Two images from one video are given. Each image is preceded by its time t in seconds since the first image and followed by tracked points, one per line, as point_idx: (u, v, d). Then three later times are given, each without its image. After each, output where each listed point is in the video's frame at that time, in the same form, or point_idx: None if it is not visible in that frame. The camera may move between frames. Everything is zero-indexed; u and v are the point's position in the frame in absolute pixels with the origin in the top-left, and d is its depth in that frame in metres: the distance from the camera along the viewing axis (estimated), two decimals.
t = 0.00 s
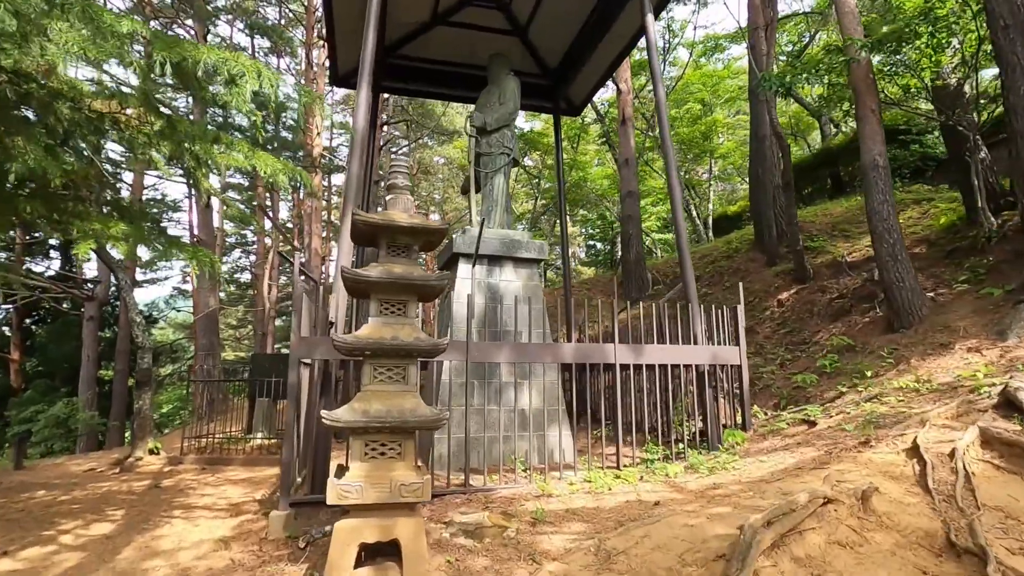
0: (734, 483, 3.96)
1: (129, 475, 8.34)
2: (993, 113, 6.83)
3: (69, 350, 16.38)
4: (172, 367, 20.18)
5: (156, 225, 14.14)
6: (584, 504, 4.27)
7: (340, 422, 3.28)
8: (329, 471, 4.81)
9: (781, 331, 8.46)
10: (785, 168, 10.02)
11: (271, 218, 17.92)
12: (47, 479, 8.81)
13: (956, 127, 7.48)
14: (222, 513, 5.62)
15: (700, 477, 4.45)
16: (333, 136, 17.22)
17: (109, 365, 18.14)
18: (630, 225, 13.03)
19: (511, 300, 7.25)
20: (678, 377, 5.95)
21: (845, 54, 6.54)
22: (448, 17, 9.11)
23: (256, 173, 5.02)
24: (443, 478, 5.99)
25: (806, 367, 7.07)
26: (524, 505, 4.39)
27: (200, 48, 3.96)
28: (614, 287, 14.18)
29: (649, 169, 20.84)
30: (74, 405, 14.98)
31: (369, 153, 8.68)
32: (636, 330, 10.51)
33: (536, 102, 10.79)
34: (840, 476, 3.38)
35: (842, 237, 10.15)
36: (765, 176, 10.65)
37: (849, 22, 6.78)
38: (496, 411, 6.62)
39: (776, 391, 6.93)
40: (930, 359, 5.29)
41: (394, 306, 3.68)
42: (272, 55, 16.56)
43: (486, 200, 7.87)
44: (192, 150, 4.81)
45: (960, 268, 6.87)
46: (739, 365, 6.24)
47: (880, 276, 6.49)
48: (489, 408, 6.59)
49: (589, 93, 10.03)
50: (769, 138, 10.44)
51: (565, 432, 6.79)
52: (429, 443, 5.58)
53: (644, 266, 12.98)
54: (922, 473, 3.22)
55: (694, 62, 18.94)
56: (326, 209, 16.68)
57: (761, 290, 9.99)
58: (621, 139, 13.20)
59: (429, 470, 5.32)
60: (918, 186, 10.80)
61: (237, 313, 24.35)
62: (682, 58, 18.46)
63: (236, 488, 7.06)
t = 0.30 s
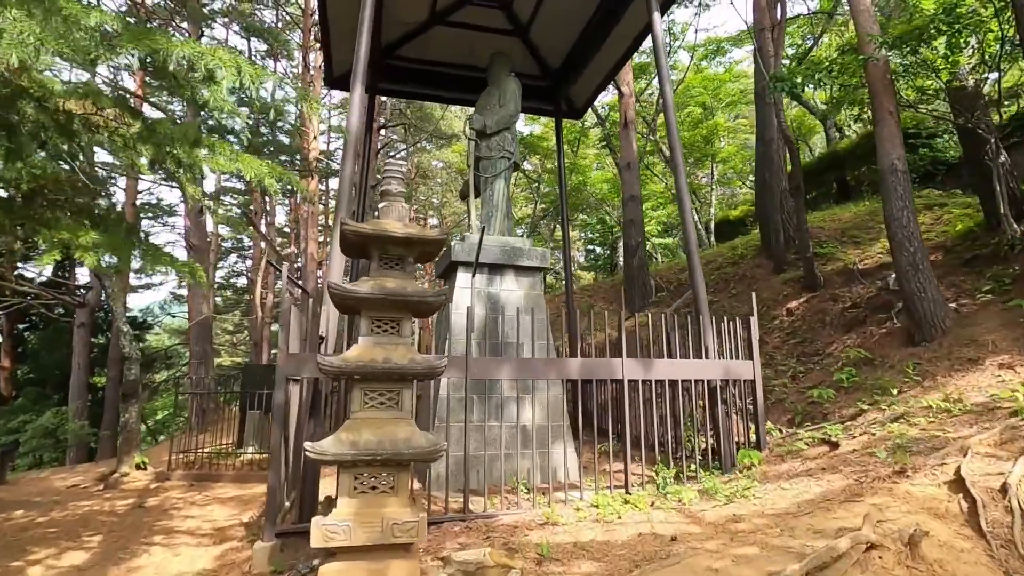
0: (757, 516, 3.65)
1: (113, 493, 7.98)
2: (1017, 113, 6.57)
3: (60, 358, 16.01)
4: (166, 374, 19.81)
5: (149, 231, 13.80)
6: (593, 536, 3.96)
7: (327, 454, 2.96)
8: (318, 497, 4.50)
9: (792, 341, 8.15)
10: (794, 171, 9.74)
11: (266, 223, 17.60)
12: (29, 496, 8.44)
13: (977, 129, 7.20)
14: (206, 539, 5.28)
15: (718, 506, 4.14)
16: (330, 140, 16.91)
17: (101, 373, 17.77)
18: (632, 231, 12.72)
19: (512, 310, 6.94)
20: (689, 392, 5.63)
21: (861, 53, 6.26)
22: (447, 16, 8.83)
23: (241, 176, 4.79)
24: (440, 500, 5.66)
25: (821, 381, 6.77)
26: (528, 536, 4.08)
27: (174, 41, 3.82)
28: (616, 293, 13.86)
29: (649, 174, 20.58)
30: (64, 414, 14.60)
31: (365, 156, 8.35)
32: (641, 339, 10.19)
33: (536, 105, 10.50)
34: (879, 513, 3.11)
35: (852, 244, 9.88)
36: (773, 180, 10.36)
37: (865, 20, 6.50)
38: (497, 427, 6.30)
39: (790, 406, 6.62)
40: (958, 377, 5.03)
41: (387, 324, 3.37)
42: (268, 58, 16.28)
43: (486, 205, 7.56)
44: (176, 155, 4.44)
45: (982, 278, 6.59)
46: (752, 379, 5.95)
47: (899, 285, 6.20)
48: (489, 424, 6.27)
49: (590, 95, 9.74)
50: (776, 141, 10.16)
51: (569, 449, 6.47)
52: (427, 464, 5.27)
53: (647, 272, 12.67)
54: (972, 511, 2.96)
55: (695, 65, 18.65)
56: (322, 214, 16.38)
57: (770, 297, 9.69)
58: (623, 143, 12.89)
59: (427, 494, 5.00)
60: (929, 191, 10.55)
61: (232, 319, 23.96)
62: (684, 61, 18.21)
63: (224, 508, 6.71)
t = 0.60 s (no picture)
0: (780, 544, 3.45)
1: (101, 507, 7.71)
2: None
3: (52, 364, 15.71)
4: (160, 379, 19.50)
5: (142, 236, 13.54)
6: (605, 564, 3.73)
7: (323, 484, 2.74)
8: (313, 520, 4.23)
9: (799, 350, 7.94)
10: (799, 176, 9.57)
11: (262, 228, 17.36)
12: (14, 510, 8.16)
13: (992, 133, 7.02)
14: (195, 562, 5.03)
15: (736, 531, 3.92)
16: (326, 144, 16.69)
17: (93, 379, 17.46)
18: (634, 236, 12.52)
19: (513, 319, 6.72)
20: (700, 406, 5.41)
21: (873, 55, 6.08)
22: (445, 18, 8.64)
23: (234, 182, 4.52)
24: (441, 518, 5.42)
25: (833, 392, 6.57)
26: (535, 563, 3.85)
27: (155, 36, 3.61)
28: (617, 299, 13.65)
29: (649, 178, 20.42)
30: (55, 422, 14.29)
31: (362, 161, 8.13)
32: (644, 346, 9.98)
33: (537, 109, 10.30)
34: (915, 547, 2.91)
35: (859, 250, 9.70)
36: (778, 185, 10.19)
37: (876, 21, 6.33)
38: (500, 441, 6.07)
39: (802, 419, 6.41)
40: (981, 392, 4.84)
41: (385, 342, 3.14)
42: (264, 61, 16.04)
43: (487, 211, 7.36)
44: (163, 159, 4.19)
45: (998, 287, 6.42)
46: (765, 392, 5.73)
47: (914, 294, 6.01)
48: (491, 438, 6.04)
49: (592, 99, 9.53)
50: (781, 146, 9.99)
51: (574, 463, 6.24)
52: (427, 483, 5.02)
53: (649, 277, 12.46)
54: (1017, 546, 2.77)
55: (694, 69, 18.48)
56: (319, 218, 16.16)
57: (776, 305, 9.50)
58: (624, 148, 12.71)
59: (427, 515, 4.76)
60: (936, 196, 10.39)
61: (227, 323, 23.67)
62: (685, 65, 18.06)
63: (216, 525, 6.46)
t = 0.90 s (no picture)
0: (825, 567, 3.28)
1: (98, 518, 7.45)
2: None
3: (47, 368, 15.40)
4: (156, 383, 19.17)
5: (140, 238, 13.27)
6: None
7: (341, 507, 2.52)
8: (321, 535, 3.99)
9: (815, 356, 7.73)
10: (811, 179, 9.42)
11: (261, 229, 17.11)
12: (7, 521, 7.89)
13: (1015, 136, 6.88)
14: None
15: (773, 551, 3.75)
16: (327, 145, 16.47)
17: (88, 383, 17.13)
18: (641, 239, 12.33)
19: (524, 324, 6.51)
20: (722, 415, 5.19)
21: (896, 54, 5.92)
22: (452, 16, 8.46)
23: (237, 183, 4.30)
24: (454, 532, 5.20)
25: (854, 399, 6.39)
26: None
27: (160, 25, 3.42)
28: (623, 302, 13.44)
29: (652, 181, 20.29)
30: (50, 427, 13.99)
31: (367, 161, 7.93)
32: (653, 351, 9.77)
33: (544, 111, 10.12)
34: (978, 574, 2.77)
35: (872, 253, 9.56)
36: (790, 187, 10.03)
37: (899, 19, 6.17)
38: (511, 451, 5.84)
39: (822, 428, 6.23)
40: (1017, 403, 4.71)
41: (405, 352, 2.94)
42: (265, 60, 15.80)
43: (497, 213, 7.17)
44: (165, 158, 3.96)
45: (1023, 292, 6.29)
46: (788, 401, 5.51)
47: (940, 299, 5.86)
48: (503, 448, 5.82)
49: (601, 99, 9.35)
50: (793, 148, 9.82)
51: (588, 473, 6.02)
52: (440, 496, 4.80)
53: (656, 281, 12.27)
54: None
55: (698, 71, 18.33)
56: (320, 220, 15.95)
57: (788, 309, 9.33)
58: (631, 150, 12.53)
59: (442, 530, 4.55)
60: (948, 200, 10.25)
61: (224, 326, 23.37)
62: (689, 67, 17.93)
63: (217, 537, 6.23)
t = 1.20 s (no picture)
0: None
1: (94, 534, 7.22)
2: None
3: (43, 374, 15.14)
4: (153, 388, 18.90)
5: (138, 243, 13.03)
6: None
7: (358, 548, 2.30)
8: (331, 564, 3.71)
9: (832, 364, 7.50)
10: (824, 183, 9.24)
11: (260, 233, 16.87)
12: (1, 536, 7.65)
13: None
14: None
15: None
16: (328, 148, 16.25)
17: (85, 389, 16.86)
18: (648, 243, 12.12)
19: (535, 334, 6.29)
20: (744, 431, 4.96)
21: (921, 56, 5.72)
22: (458, 17, 8.25)
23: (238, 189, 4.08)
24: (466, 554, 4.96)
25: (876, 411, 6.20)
26: None
27: (159, 22, 3.21)
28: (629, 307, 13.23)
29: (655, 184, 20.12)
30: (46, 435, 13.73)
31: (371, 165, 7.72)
32: (663, 359, 9.56)
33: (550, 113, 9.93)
34: None
35: (886, 258, 9.37)
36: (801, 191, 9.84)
37: (922, 20, 5.96)
38: (523, 467, 5.60)
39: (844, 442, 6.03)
40: None
41: (424, 374, 2.74)
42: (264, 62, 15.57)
43: (506, 218, 6.98)
44: (164, 163, 3.76)
45: None
46: (813, 415, 5.25)
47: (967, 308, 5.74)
48: (515, 464, 5.58)
49: (609, 101, 9.15)
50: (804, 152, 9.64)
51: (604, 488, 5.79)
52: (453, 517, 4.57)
53: (664, 285, 12.05)
54: None
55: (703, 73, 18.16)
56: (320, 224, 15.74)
57: (801, 316, 9.13)
58: (637, 152, 12.33)
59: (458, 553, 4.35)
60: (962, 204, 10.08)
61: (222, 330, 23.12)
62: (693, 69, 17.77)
63: (218, 556, 6.01)
